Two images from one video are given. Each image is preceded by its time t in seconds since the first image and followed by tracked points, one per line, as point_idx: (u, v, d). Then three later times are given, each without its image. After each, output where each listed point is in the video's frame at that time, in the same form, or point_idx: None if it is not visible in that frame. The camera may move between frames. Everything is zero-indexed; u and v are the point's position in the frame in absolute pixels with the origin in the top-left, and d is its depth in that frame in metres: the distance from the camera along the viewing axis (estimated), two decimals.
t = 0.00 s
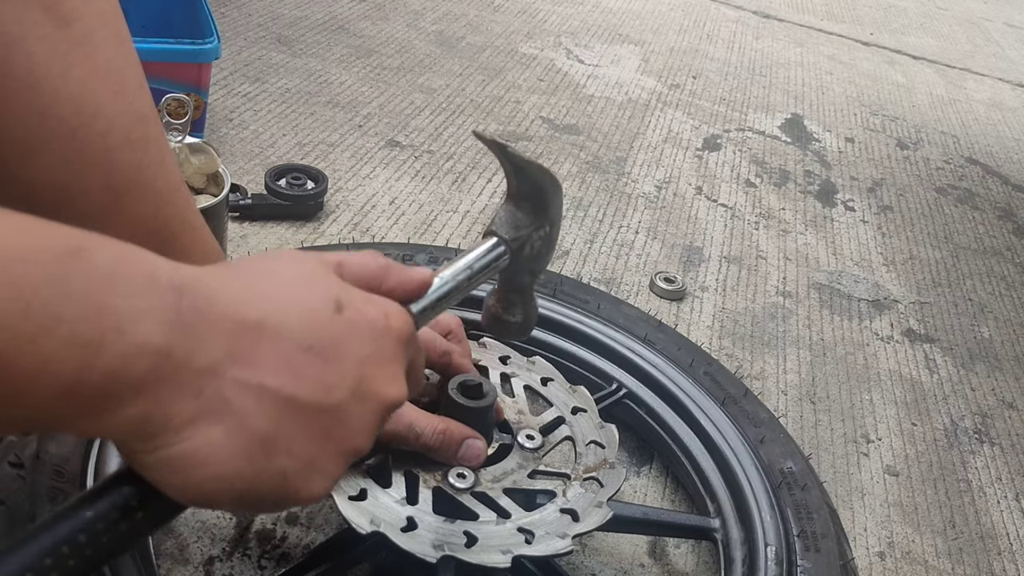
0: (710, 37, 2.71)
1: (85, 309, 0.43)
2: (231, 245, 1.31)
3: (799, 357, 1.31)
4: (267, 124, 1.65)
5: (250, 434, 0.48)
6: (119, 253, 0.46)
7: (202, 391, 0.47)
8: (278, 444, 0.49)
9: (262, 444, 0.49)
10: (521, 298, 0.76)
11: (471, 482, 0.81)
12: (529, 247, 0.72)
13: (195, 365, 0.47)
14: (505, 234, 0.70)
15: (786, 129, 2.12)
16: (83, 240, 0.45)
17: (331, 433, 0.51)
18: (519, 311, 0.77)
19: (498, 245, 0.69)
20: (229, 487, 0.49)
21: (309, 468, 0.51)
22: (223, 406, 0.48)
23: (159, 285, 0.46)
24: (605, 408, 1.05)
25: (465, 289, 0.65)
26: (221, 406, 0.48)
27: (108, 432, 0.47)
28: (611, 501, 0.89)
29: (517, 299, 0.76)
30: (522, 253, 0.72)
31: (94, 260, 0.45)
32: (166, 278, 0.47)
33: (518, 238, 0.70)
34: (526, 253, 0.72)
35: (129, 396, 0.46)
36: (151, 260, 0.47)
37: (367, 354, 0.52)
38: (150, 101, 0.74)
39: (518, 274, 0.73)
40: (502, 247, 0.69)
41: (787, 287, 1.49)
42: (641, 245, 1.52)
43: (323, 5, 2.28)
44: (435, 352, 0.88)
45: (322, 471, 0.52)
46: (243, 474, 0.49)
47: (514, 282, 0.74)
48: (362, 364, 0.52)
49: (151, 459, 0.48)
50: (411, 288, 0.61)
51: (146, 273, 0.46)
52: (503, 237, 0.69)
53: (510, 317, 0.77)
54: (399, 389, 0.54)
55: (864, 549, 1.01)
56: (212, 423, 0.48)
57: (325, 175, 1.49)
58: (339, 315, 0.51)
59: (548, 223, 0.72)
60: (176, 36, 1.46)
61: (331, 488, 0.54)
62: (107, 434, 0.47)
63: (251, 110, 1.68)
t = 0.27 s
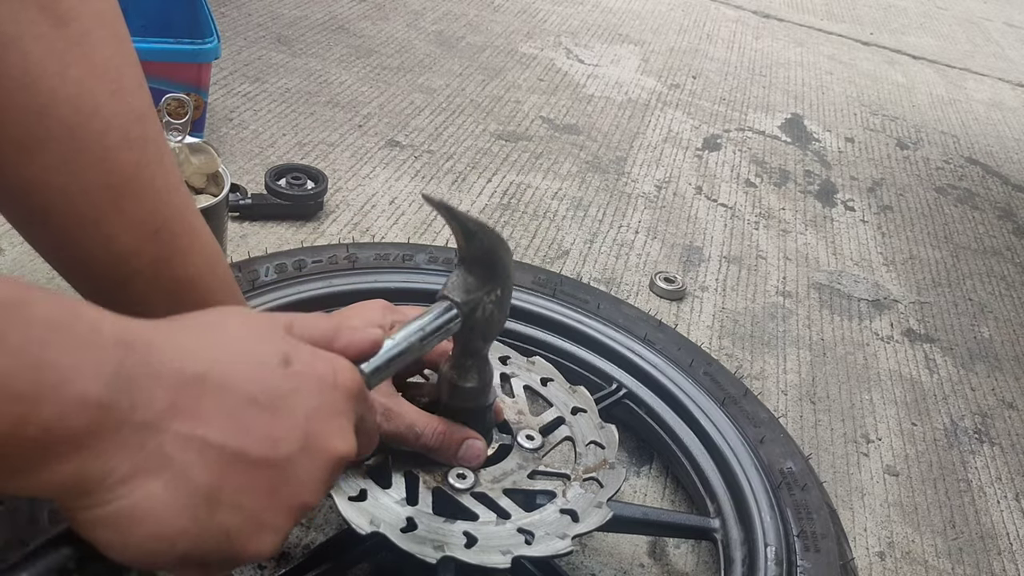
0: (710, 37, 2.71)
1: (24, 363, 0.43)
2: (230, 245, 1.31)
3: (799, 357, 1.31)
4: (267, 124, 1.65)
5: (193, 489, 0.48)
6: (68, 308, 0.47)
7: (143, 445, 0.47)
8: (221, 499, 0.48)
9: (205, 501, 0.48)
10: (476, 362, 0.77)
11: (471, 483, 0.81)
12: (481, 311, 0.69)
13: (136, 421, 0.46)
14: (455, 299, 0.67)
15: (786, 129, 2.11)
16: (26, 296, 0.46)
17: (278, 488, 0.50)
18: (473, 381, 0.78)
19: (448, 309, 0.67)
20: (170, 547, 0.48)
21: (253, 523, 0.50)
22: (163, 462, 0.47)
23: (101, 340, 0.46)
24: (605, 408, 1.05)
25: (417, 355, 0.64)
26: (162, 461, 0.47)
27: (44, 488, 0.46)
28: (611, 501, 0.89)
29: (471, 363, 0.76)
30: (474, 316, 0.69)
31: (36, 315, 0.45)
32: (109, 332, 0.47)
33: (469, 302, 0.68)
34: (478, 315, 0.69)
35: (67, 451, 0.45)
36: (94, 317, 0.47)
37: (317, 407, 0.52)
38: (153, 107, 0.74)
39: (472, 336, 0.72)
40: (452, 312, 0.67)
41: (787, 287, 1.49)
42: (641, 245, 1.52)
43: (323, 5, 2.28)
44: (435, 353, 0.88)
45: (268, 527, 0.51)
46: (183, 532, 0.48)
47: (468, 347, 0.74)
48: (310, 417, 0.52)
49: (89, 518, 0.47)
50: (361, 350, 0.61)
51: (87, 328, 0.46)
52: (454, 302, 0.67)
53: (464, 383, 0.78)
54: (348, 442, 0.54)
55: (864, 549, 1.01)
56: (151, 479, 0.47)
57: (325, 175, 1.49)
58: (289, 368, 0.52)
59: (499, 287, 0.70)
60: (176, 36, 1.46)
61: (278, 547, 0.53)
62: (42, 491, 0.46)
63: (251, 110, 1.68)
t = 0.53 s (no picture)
0: (710, 37, 2.71)
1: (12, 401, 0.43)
2: (230, 245, 1.31)
3: (799, 357, 1.31)
4: (267, 124, 1.65)
5: (173, 526, 0.47)
6: (56, 342, 0.46)
7: (127, 481, 0.46)
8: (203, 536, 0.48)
9: (188, 537, 0.48)
10: (493, 383, 0.75)
11: (471, 482, 0.81)
12: (500, 336, 0.69)
13: (121, 457, 0.46)
14: (475, 323, 0.67)
15: (786, 129, 2.12)
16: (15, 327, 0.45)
17: (262, 525, 0.50)
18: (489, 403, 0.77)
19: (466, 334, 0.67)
20: None
21: (238, 558, 0.50)
22: (147, 498, 0.47)
23: (92, 374, 0.46)
24: (605, 408, 1.05)
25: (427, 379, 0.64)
26: (146, 498, 0.47)
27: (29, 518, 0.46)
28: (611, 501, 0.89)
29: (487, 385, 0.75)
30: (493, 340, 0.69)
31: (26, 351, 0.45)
32: (101, 366, 0.46)
33: (489, 328, 0.68)
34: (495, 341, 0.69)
35: (52, 485, 0.45)
36: (87, 349, 0.47)
37: (306, 444, 0.51)
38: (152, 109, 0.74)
39: (489, 359, 0.71)
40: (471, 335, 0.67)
41: (787, 287, 1.49)
42: (641, 245, 1.52)
43: (323, 5, 2.28)
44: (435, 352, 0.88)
45: (253, 562, 0.50)
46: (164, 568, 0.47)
47: (486, 370, 0.73)
48: (300, 454, 0.51)
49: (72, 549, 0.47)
50: (369, 376, 0.61)
51: (79, 363, 0.46)
52: (473, 325, 0.67)
53: (480, 404, 0.76)
54: (340, 476, 0.53)
55: (864, 549, 1.01)
56: (134, 515, 0.47)
57: (324, 175, 1.49)
58: (281, 403, 0.50)
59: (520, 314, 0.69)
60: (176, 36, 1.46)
61: None
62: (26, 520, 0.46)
63: (251, 110, 1.68)
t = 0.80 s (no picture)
0: (710, 37, 2.71)
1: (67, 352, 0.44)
2: (230, 245, 1.31)
3: (799, 357, 1.31)
4: (267, 124, 1.65)
5: (219, 470, 0.48)
6: (103, 292, 0.47)
7: (174, 426, 0.48)
8: (247, 479, 0.49)
9: (232, 480, 0.49)
10: (506, 356, 0.76)
11: (471, 482, 0.81)
12: (513, 306, 0.70)
13: (169, 403, 0.47)
14: (488, 293, 0.68)
15: (786, 129, 2.11)
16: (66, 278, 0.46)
17: (305, 471, 0.51)
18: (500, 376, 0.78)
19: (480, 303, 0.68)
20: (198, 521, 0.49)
21: (280, 501, 0.51)
22: (194, 442, 0.48)
23: (139, 326, 0.47)
24: (605, 408, 1.05)
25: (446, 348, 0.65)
26: (192, 442, 0.48)
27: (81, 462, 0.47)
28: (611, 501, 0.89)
29: (499, 357, 0.76)
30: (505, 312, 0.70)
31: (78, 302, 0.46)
32: (146, 318, 0.47)
33: (502, 297, 0.69)
34: (510, 312, 0.70)
35: (104, 429, 0.46)
36: (132, 301, 0.48)
37: (344, 394, 0.52)
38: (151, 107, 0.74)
39: (502, 330, 0.72)
40: (485, 305, 0.68)
41: (787, 287, 1.49)
42: (640, 245, 1.52)
43: (323, 5, 2.28)
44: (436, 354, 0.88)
45: (294, 506, 0.52)
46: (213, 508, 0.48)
47: (499, 342, 0.74)
48: (338, 403, 0.52)
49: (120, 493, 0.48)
50: (393, 342, 0.63)
51: (126, 315, 0.47)
52: (486, 296, 0.68)
53: (492, 375, 0.77)
54: (372, 425, 0.54)
55: (864, 549, 1.01)
56: (182, 459, 0.48)
57: (324, 175, 1.49)
58: (317, 356, 0.51)
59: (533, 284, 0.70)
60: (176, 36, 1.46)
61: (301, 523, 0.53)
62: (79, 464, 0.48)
63: (251, 110, 1.68)
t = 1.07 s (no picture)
0: (710, 37, 2.71)
1: (62, 326, 0.44)
2: (230, 245, 1.31)
3: (799, 357, 1.31)
4: (267, 124, 1.65)
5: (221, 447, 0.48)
6: (96, 271, 0.47)
7: (172, 404, 0.47)
8: (251, 456, 0.48)
9: (235, 458, 0.48)
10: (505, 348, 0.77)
11: (471, 482, 0.81)
12: (505, 292, 0.72)
13: (166, 380, 0.47)
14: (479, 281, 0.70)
15: (786, 129, 2.12)
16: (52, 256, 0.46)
17: (307, 448, 0.50)
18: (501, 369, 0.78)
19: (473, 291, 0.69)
20: (203, 502, 0.48)
21: (285, 481, 0.50)
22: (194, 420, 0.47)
23: (133, 303, 0.46)
24: (605, 408, 1.05)
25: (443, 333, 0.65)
26: (192, 419, 0.47)
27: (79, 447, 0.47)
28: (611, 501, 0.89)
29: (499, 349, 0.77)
30: (498, 298, 0.72)
31: (69, 279, 0.45)
32: (139, 296, 0.47)
33: (493, 283, 0.70)
34: (502, 299, 0.72)
35: (100, 411, 0.46)
36: (125, 279, 0.48)
37: (342, 368, 0.52)
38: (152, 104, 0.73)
39: (496, 318, 0.74)
40: (478, 293, 0.69)
41: (787, 287, 1.49)
42: (640, 245, 1.52)
43: (323, 5, 2.28)
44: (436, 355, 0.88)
45: (301, 485, 0.51)
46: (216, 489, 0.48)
47: (494, 332, 0.75)
48: (337, 377, 0.52)
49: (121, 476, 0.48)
50: (389, 327, 0.63)
51: (119, 292, 0.46)
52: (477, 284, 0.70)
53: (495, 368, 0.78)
54: (376, 402, 0.54)
55: (864, 549, 1.01)
56: (182, 438, 0.47)
57: (325, 175, 1.49)
58: (313, 332, 0.52)
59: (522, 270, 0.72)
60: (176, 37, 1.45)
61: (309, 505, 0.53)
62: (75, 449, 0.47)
63: (251, 110, 1.68)
